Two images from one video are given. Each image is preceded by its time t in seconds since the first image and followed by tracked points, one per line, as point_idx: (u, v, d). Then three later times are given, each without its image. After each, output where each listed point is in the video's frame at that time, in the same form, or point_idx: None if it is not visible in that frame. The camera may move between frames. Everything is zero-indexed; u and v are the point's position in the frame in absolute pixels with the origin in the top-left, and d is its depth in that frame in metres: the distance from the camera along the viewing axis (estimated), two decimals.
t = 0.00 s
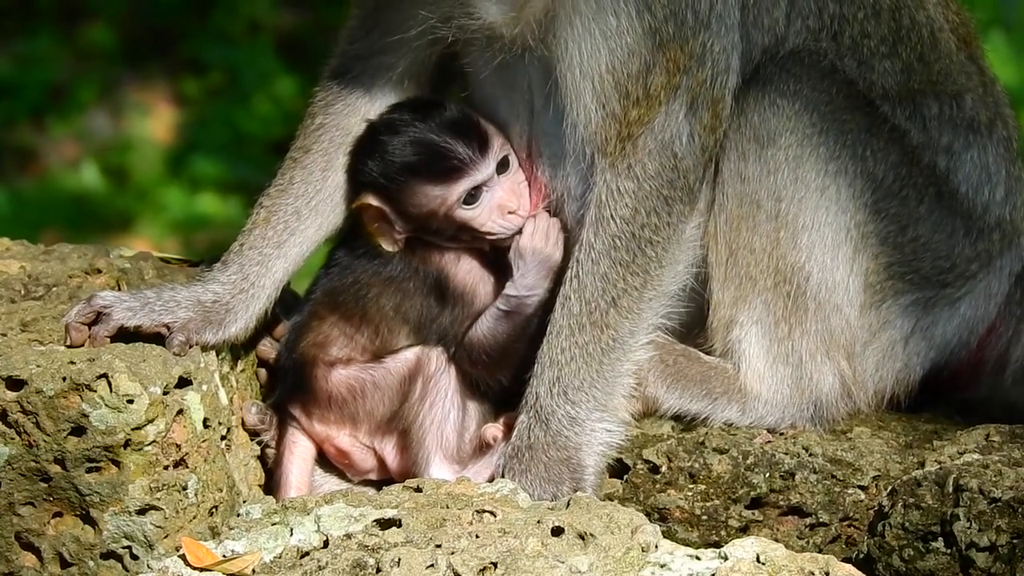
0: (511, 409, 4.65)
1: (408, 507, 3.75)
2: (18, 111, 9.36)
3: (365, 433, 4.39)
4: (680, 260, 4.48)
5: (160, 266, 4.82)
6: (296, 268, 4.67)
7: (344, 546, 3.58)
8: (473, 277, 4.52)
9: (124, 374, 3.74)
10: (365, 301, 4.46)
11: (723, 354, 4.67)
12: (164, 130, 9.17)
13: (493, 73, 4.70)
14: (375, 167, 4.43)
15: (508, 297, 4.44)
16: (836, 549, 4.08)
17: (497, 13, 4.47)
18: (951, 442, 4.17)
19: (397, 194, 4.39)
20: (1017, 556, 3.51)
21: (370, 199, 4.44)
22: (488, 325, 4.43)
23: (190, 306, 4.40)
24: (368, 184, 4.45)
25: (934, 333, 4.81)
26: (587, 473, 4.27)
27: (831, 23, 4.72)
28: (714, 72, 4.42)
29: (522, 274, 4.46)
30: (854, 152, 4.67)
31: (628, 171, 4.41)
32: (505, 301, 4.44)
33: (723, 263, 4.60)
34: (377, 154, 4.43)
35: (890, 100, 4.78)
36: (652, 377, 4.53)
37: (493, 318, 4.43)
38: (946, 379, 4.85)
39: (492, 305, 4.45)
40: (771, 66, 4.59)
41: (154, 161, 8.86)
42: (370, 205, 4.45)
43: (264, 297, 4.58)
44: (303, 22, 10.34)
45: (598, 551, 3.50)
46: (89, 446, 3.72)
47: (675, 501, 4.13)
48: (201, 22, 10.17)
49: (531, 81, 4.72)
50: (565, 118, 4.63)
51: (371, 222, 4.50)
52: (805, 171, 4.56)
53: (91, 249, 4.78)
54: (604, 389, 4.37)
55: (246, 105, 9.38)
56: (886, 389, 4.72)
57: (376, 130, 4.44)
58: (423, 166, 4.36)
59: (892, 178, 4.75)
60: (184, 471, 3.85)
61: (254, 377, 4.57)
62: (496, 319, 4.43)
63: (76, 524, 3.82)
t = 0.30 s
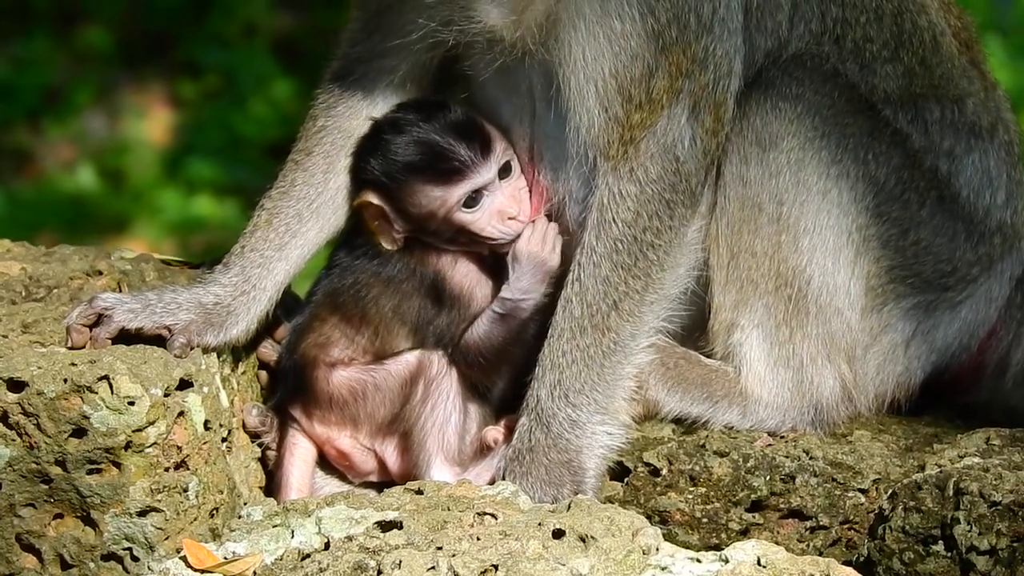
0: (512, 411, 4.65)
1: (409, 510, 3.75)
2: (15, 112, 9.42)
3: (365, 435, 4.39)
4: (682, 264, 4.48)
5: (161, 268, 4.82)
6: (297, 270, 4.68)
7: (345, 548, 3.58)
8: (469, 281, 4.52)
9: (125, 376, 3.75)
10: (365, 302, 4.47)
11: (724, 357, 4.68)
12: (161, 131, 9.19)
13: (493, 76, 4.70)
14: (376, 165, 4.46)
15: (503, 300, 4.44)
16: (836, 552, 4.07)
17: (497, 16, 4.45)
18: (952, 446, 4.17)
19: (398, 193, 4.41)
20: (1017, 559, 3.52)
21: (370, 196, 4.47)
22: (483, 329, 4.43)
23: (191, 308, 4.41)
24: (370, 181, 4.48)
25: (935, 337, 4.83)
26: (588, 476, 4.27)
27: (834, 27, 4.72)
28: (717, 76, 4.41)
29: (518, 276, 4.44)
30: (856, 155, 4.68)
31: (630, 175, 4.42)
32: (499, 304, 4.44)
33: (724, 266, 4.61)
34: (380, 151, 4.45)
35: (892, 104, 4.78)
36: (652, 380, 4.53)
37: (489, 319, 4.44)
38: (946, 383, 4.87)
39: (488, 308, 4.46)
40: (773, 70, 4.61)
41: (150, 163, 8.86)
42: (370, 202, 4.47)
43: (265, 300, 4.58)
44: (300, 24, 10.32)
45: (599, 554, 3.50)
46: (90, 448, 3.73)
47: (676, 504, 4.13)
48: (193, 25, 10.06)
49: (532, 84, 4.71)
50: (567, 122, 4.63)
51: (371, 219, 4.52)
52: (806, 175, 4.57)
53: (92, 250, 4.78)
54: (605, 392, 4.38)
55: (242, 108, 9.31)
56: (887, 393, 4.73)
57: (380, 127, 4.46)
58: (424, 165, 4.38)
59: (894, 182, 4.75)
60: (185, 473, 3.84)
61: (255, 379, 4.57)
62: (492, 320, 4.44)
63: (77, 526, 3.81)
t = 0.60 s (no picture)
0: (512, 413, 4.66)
1: (410, 511, 3.75)
2: (10, 112, 9.39)
3: (365, 437, 4.37)
4: (681, 266, 4.50)
5: (161, 271, 4.82)
6: (297, 273, 4.68)
7: (345, 550, 3.57)
8: (472, 279, 4.53)
9: (124, 377, 3.77)
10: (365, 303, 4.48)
11: (724, 360, 4.68)
12: (155, 132, 9.15)
13: (494, 79, 4.70)
14: (377, 167, 4.44)
15: (512, 300, 4.45)
16: (835, 555, 4.05)
17: (497, 19, 4.45)
18: (951, 449, 4.18)
19: (401, 192, 4.40)
20: (1016, 562, 3.52)
21: (372, 198, 4.46)
22: (490, 328, 4.43)
23: (191, 310, 4.41)
24: (372, 184, 4.46)
25: (933, 341, 4.84)
26: (588, 478, 4.28)
27: (834, 30, 4.73)
28: (718, 79, 4.42)
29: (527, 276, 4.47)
30: (856, 158, 4.69)
31: (630, 177, 4.42)
32: (509, 303, 4.45)
33: (724, 269, 4.62)
34: (380, 153, 4.44)
35: (892, 107, 4.79)
36: (651, 382, 4.54)
37: (497, 320, 4.44)
38: (946, 386, 4.91)
39: (495, 306, 4.46)
40: (774, 72, 4.62)
41: (145, 164, 8.88)
42: (371, 207, 4.48)
43: (265, 301, 4.58)
44: (294, 26, 10.20)
45: (599, 556, 3.50)
46: (90, 450, 3.72)
47: (675, 506, 4.12)
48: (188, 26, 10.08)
49: (532, 87, 4.71)
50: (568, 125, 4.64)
51: (371, 224, 4.54)
52: (807, 178, 4.58)
53: (92, 253, 4.78)
54: (604, 395, 4.39)
55: (238, 108, 9.31)
56: (886, 395, 4.74)
57: (380, 130, 4.46)
58: (427, 162, 4.38)
59: (894, 185, 4.76)
60: (184, 475, 3.85)
61: (254, 381, 4.58)
62: (499, 321, 4.44)
63: (77, 527, 3.81)
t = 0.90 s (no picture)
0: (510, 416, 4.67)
1: (407, 516, 3.74)
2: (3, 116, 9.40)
3: (354, 446, 4.31)
4: (678, 270, 4.50)
5: (158, 274, 4.83)
6: (295, 276, 4.68)
7: (342, 553, 3.57)
8: (467, 283, 4.53)
9: (121, 381, 3.75)
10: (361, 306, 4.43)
11: (720, 364, 4.69)
12: (147, 135, 9.14)
13: (493, 83, 4.70)
14: (384, 167, 4.48)
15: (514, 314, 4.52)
16: (832, 559, 4.08)
17: (496, 24, 4.43)
18: (947, 453, 4.19)
19: (404, 195, 4.44)
20: (1011, 566, 3.48)
21: (375, 196, 4.49)
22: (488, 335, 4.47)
23: (189, 314, 4.41)
24: (376, 183, 4.50)
25: (930, 345, 4.86)
26: (584, 482, 4.29)
27: (831, 35, 4.74)
28: (715, 83, 4.45)
29: (534, 297, 4.59)
30: (854, 163, 4.70)
31: (628, 182, 4.42)
32: (513, 318, 4.52)
33: (722, 274, 4.63)
34: (387, 153, 4.48)
35: (889, 112, 4.81)
36: (648, 387, 4.56)
37: (495, 331, 4.48)
38: (941, 392, 4.91)
39: (496, 316, 4.50)
40: (772, 77, 4.63)
41: (136, 167, 8.86)
42: (375, 203, 4.49)
43: (263, 305, 4.58)
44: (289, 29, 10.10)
45: (595, 560, 3.51)
46: (87, 454, 3.72)
47: (672, 510, 4.13)
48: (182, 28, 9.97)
49: (531, 93, 4.71)
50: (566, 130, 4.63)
51: (371, 221, 4.55)
52: (805, 183, 4.59)
53: (89, 256, 4.78)
54: (601, 399, 4.39)
55: (230, 112, 9.22)
56: (883, 399, 4.76)
57: (389, 130, 4.50)
58: (431, 168, 4.41)
59: (891, 190, 4.77)
60: (182, 478, 3.86)
61: (251, 385, 4.57)
62: (495, 333, 4.48)
63: (74, 531, 3.82)
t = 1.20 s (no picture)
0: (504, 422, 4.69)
1: (401, 522, 3.75)
2: None
3: (345, 455, 4.29)
4: (673, 277, 4.50)
5: (152, 280, 4.83)
6: (289, 283, 4.68)
7: (336, 560, 3.57)
8: (447, 281, 4.50)
9: (116, 387, 3.77)
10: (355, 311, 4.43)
11: (715, 370, 4.70)
12: (140, 141, 9.11)
13: (488, 89, 4.69)
14: (378, 155, 4.47)
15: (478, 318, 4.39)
16: (826, 566, 4.05)
17: (491, 30, 4.43)
18: (942, 459, 4.19)
19: (394, 186, 4.41)
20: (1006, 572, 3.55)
21: (367, 184, 4.48)
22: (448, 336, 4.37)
23: (183, 320, 4.41)
24: (369, 170, 4.49)
25: (925, 351, 4.86)
26: (578, 488, 4.29)
27: (825, 42, 4.75)
28: (709, 90, 4.44)
29: (499, 301, 4.40)
30: (848, 169, 4.70)
31: (621, 188, 4.43)
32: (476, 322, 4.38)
33: (716, 280, 4.63)
34: (383, 141, 4.46)
35: (884, 118, 4.81)
36: (643, 393, 4.56)
37: (455, 334, 4.36)
38: (935, 399, 4.92)
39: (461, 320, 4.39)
40: (765, 84, 4.65)
41: (130, 173, 8.86)
42: (363, 189, 4.49)
43: (257, 311, 4.59)
44: (281, 36, 9.92)
45: (590, 566, 3.51)
46: (81, 460, 3.72)
47: (666, 516, 4.13)
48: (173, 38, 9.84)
49: (526, 99, 4.72)
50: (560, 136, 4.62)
51: (360, 209, 4.55)
52: (799, 189, 4.60)
53: (83, 262, 4.77)
54: (596, 405, 4.40)
55: (224, 118, 9.23)
56: (877, 405, 4.75)
57: (387, 118, 4.48)
58: (423, 162, 4.38)
59: (885, 196, 4.78)
60: (176, 485, 3.85)
61: (245, 391, 4.55)
62: (456, 336, 4.36)
63: (68, 537, 3.81)
